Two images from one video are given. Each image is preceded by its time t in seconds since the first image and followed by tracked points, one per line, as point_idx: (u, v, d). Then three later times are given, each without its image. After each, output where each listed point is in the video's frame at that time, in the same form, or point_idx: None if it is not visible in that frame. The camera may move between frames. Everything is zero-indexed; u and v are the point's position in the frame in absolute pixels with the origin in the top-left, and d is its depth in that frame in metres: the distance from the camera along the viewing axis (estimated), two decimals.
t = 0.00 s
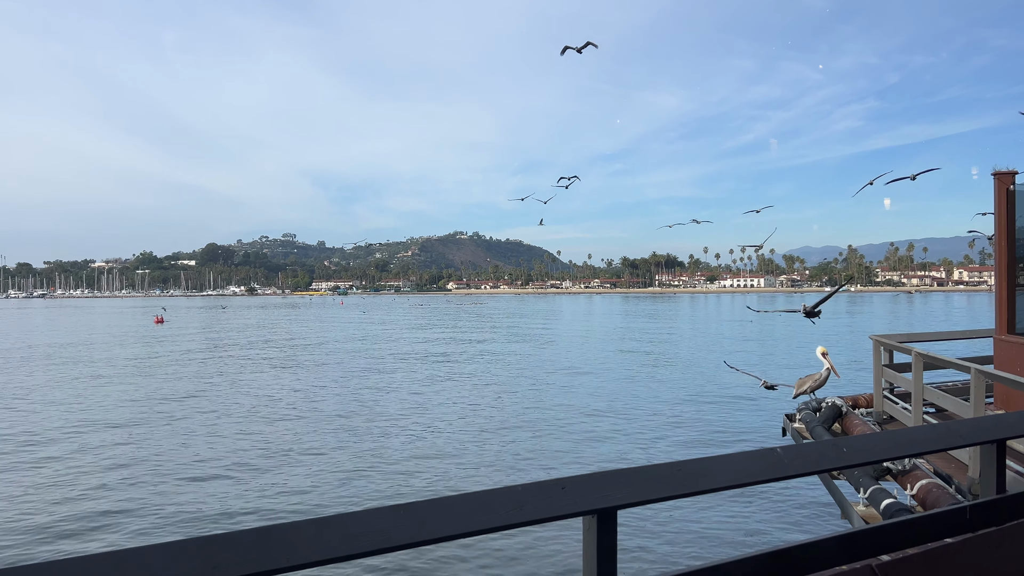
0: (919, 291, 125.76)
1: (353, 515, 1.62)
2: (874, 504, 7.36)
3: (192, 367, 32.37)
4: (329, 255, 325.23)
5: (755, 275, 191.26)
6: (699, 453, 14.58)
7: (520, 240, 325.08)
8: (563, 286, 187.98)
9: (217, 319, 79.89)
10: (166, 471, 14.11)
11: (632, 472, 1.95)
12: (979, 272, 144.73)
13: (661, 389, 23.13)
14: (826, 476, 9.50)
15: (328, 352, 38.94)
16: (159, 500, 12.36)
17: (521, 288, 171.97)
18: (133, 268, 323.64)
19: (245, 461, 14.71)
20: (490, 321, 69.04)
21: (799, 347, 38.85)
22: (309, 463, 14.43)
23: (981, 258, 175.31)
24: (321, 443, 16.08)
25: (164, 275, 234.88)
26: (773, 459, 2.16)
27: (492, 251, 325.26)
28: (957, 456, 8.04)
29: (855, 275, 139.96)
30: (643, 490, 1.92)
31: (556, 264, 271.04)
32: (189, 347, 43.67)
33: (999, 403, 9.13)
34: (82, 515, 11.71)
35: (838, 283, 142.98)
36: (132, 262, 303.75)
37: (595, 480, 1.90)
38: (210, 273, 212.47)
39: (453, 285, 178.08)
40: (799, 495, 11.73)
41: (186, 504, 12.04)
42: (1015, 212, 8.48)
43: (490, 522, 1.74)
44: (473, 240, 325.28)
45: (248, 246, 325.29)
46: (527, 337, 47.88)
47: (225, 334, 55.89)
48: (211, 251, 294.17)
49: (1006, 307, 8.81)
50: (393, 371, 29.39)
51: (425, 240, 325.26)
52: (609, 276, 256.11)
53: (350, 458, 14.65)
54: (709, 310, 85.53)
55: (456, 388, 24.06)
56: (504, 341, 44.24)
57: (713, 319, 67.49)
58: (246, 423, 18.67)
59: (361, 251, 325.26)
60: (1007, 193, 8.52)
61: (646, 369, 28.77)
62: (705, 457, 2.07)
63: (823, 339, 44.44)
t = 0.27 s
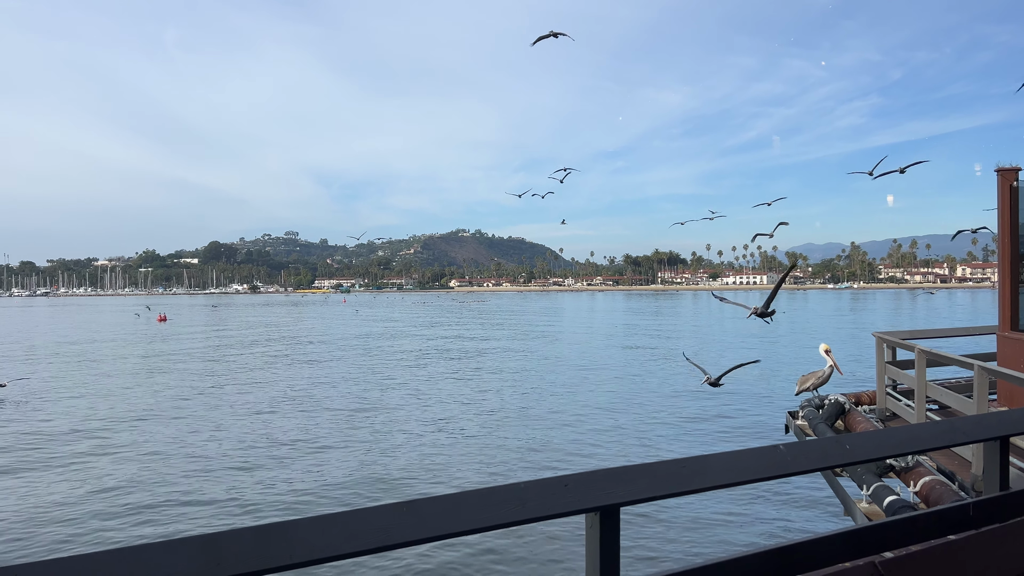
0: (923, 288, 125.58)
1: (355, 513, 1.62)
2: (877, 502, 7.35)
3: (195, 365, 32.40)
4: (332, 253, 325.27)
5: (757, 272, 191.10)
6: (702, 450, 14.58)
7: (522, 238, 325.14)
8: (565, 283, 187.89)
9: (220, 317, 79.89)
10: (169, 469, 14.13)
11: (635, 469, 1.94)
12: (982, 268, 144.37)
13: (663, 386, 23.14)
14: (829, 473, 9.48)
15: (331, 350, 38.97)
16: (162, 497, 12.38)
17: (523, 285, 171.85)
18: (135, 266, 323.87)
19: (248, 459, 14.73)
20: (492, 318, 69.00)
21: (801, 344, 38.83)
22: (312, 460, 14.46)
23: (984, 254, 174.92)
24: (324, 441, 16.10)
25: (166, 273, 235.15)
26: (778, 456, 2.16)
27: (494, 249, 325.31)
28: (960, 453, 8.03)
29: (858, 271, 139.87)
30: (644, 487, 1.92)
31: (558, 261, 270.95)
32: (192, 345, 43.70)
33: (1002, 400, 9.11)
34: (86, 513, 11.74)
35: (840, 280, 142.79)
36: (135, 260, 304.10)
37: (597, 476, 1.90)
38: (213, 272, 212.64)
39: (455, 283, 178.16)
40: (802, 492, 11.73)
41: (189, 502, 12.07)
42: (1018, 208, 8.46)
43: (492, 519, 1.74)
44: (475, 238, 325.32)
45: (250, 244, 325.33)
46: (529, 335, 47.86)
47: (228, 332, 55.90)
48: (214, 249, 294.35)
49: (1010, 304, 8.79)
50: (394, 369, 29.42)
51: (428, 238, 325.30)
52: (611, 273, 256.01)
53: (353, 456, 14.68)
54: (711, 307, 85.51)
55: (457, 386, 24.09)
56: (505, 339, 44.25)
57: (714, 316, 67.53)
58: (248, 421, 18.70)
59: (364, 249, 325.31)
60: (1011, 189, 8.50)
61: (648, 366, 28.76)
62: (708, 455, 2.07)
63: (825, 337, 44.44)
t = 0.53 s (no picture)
0: (926, 285, 125.36)
1: (360, 509, 1.62)
2: (880, 499, 7.35)
3: (198, 363, 32.40)
4: (334, 251, 325.24)
5: (759, 269, 190.95)
6: (705, 448, 14.58)
7: (524, 236, 325.27)
8: (567, 281, 187.85)
9: (222, 315, 79.80)
10: (173, 467, 14.15)
11: (639, 466, 1.95)
12: (985, 265, 144.12)
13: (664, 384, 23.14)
14: (832, 471, 9.47)
15: (333, 348, 38.99)
16: (165, 495, 12.39)
17: (525, 283, 172.19)
18: (138, 264, 324.17)
19: (251, 457, 14.75)
20: (495, 316, 68.96)
21: (804, 341, 38.81)
22: (315, 458, 14.48)
23: (987, 251, 174.68)
24: (327, 438, 16.13)
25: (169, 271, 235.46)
26: (782, 452, 2.16)
27: (496, 246, 325.40)
28: (963, 450, 8.01)
29: (861, 269, 139.78)
30: (647, 485, 1.93)
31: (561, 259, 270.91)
32: (195, 343, 43.74)
33: (1005, 397, 9.08)
34: (90, 511, 11.76)
35: (843, 277, 142.68)
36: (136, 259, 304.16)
37: (602, 472, 1.90)
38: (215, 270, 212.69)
39: (457, 281, 177.93)
40: (805, 489, 11.72)
41: (193, 499, 12.11)
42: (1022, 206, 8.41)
43: (494, 516, 1.75)
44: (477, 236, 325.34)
45: (253, 242, 325.23)
46: (532, 332, 47.87)
47: (230, 330, 55.89)
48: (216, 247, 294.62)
49: (1012, 301, 8.76)
50: (398, 367, 29.43)
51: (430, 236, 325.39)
52: (613, 271, 256.04)
53: (356, 453, 14.69)
54: (713, 304, 85.56)
55: (461, 384, 24.10)
56: (509, 336, 44.23)
57: (717, 313, 67.42)
58: (251, 419, 18.72)
59: (366, 247, 325.34)
60: (1013, 186, 8.47)
61: (650, 364, 28.75)
62: (712, 450, 2.07)
63: (827, 334, 44.38)
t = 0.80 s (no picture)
0: (928, 282, 125.21)
1: (362, 507, 1.63)
2: (881, 497, 7.36)
3: (199, 361, 32.39)
4: (335, 249, 325.24)
5: (761, 266, 190.76)
6: (707, 446, 14.57)
7: (525, 234, 325.17)
8: (569, 279, 187.71)
9: (223, 313, 79.65)
10: (175, 465, 14.16)
11: (641, 463, 1.95)
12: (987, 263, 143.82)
13: (666, 382, 23.15)
14: (833, 469, 9.48)
15: (334, 346, 38.97)
16: (168, 493, 12.40)
17: (527, 281, 172.05)
18: (139, 262, 324.39)
19: (253, 455, 14.76)
20: (496, 314, 68.91)
21: (805, 339, 38.82)
22: (318, 456, 14.49)
23: (988, 249, 174.42)
24: (329, 436, 16.13)
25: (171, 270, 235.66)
26: (784, 452, 2.16)
27: (497, 244, 325.31)
28: (965, 448, 8.01)
29: (862, 266, 139.54)
30: (649, 483, 1.93)
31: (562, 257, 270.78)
32: (196, 341, 43.72)
33: (1007, 395, 9.09)
34: (92, 509, 11.77)
35: (845, 275, 142.52)
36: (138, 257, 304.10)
37: (603, 471, 1.90)
38: (217, 268, 212.64)
39: (459, 279, 177.79)
40: (807, 487, 11.72)
41: (196, 498, 12.12)
42: None
43: (496, 513, 1.75)
44: (479, 234, 325.27)
45: (254, 241, 325.20)
46: (533, 330, 47.86)
47: (231, 328, 55.80)
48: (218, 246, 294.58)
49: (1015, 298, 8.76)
50: (399, 365, 29.43)
51: (431, 233, 325.34)
52: (614, 269, 255.93)
53: (358, 452, 14.71)
54: (714, 302, 85.50)
55: (463, 381, 24.10)
56: (509, 334, 44.20)
57: (718, 311, 67.38)
58: (253, 417, 18.73)
59: (368, 245, 325.39)
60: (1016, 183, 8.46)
61: (651, 362, 28.74)
62: (713, 449, 2.07)
63: (829, 331, 44.31)
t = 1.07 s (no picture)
0: (929, 280, 125.13)
1: (363, 505, 1.63)
2: (882, 495, 7.36)
3: (199, 359, 32.41)
4: (336, 248, 325.22)
5: (762, 264, 190.70)
6: (709, 444, 14.57)
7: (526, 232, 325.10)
8: (570, 277, 187.64)
9: (223, 311, 79.54)
10: (177, 463, 14.18)
11: (643, 462, 1.95)
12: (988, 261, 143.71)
13: (667, 379, 23.16)
14: (834, 466, 9.48)
15: (335, 344, 38.97)
16: (169, 491, 12.43)
17: (528, 279, 171.94)
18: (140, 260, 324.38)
19: (254, 453, 14.78)
20: (497, 312, 68.90)
21: (805, 337, 38.82)
22: (319, 454, 14.50)
23: (990, 247, 174.30)
24: (330, 434, 16.14)
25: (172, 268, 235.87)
26: (784, 449, 2.16)
27: (498, 243, 325.23)
28: (966, 446, 8.01)
29: (863, 264, 139.46)
30: (651, 481, 1.92)
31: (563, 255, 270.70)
32: (196, 339, 43.72)
33: (1008, 393, 9.08)
34: (94, 507, 11.79)
35: (846, 273, 142.44)
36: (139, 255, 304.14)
37: (603, 469, 1.91)
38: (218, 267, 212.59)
39: (460, 278, 177.70)
40: (808, 485, 11.71)
41: (197, 495, 12.13)
42: None
43: (497, 512, 1.74)
44: (479, 232, 325.25)
45: (255, 239, 325.24)
46: (534, 328, 47.88)
47: (231, 326, 55.77)
48: (219, 244, 294.60)
49: (1016, 296, 8.75)
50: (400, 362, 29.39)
51: (432, 232, 325.32)
52: (615, 267, 255.85)
53: (359, 449, 14.73)
54: (715, 300, 85.53)
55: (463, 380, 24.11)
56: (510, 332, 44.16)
57: (718, 309, 67.33)
58: (254, 415, 18.74)
59: (369, 243, 325.26)
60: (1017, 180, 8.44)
61: (652, 359, 28.76)
62: (713, 447, 2.07)
63: (830, 329, 44.31)
